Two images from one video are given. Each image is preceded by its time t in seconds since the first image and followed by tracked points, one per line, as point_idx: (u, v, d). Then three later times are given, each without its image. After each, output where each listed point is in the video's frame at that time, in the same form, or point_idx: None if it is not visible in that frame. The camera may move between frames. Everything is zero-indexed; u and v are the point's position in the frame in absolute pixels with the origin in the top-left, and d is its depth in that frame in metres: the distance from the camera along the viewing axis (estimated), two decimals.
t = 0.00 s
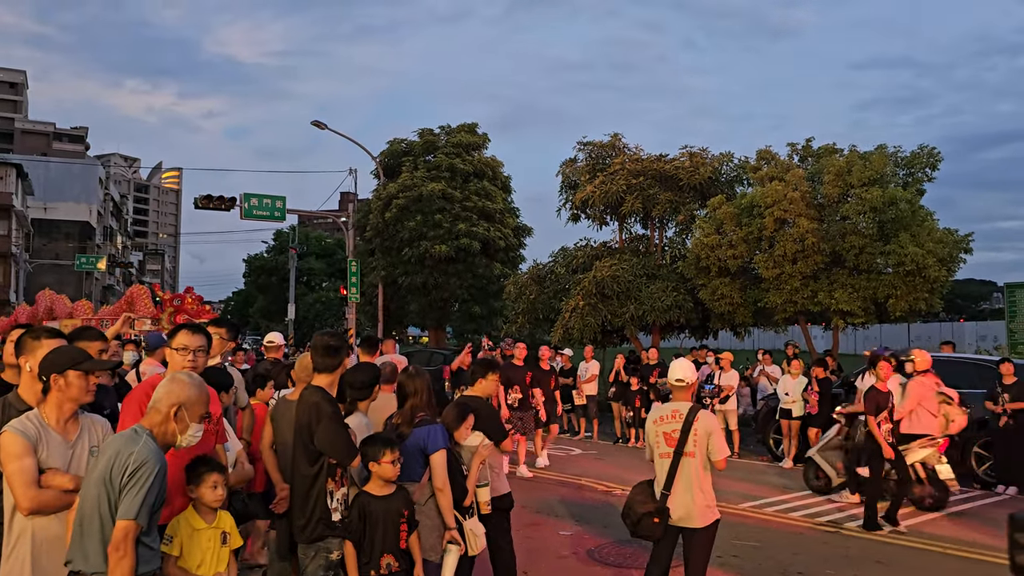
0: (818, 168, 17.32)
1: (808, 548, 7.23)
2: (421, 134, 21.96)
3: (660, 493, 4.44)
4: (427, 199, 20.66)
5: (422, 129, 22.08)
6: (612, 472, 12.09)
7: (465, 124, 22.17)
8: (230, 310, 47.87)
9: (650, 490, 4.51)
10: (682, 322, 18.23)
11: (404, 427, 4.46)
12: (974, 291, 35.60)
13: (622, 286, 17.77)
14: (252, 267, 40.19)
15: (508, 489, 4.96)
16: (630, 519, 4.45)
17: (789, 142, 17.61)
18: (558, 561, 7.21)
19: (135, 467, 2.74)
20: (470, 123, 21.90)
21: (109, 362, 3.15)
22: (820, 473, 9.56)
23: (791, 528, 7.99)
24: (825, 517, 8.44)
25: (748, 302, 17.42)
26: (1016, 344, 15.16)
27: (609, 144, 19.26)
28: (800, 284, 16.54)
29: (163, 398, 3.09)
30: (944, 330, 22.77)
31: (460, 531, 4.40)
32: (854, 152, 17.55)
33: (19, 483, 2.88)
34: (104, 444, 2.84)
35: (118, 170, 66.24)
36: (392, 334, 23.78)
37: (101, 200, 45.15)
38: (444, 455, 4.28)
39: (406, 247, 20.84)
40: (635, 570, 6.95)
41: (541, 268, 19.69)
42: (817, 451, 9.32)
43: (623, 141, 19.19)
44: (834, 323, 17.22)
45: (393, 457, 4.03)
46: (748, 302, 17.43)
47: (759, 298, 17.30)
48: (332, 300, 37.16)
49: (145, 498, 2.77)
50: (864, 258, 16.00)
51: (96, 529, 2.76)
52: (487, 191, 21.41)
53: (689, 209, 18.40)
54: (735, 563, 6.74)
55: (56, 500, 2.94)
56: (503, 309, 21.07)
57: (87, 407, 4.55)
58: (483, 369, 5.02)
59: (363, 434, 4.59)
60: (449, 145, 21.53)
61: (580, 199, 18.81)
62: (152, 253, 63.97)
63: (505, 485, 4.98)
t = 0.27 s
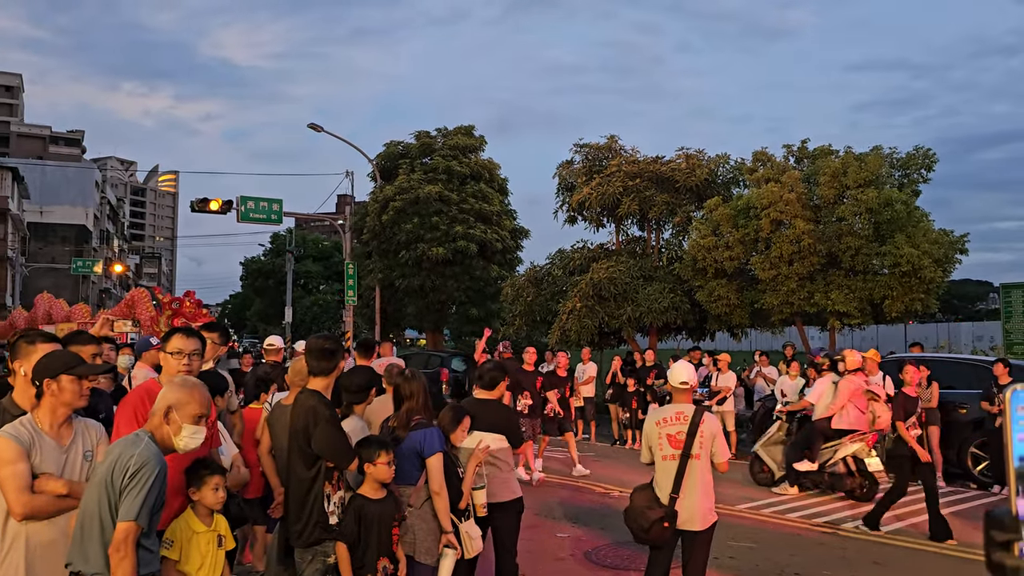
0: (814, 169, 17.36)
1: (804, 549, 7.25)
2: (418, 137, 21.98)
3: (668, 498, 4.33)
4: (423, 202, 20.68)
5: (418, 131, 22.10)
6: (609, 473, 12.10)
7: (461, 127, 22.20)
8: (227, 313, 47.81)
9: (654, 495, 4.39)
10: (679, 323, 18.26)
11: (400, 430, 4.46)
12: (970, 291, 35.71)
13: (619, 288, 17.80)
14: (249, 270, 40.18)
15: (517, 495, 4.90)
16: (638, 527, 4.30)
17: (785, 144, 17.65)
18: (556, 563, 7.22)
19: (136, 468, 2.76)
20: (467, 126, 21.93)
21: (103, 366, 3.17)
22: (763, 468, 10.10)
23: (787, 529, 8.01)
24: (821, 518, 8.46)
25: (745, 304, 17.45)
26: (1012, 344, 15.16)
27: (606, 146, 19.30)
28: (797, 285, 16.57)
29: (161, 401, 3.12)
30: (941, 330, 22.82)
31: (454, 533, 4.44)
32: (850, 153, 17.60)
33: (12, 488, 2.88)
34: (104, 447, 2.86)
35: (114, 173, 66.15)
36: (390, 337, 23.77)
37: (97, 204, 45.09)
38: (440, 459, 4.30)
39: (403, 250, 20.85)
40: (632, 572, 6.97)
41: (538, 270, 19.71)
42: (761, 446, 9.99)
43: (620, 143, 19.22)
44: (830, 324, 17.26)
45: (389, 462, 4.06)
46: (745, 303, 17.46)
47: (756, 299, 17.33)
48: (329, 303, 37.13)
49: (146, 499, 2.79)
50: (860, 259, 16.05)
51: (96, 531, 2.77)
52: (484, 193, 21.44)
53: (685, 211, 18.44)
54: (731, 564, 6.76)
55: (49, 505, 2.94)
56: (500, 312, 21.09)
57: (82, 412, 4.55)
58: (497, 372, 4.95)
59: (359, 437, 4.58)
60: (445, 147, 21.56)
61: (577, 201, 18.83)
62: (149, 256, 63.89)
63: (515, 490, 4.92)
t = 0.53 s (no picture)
0: (807, 170, 17.41)
1: (798, 548, 7.26)
2: (411, 138, 21.96)
3: (671, 499, 4.29)
4: (417, 203, 20.67)
5: (411, 132, 22.09)
6: (604, 474, 12.10)
7: (455, 128, 22.19)
8: (221, 314, 47.69)
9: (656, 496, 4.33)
10: (673, 324, 18.29)
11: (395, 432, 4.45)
12: (962, 291, 35.89)
13: (613, 288, 17.81)
14: (242, 272, 40.08)
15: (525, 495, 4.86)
16: (644, 530, 4.26)
17: (777, 144, 17.70)
18: (551, 564, 7.21)
19: (139, 473, 2.74)
20: (460, 127, 21.92)
21: (95, 368, 3.16)
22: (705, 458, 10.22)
23: (782, 529, 8.01)
24: (815, 518, 8.48)
25: (738, 304, 17.49)
26: (1004, 344, 15.20)
27: (599, 147, 19.31)
28: (789, 285, 16.61)
29: (166, 403, 3.12)
30: (933, 330, 22.90)
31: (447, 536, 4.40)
32: (843, 154, 17.65)
33: (5, 491, 2.87)
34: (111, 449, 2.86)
35: (106, 175, 65.94)
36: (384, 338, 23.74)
37: (89, 205, 44.93)
38: (433, 461, 4.28)
39: (396, 251, 20.83)
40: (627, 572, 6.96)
41: (532, 271, 19.71)
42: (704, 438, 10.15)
43: (613, 144, 19.24)
44: (823, 324, 17.31)
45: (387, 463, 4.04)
46: (738, 304, 17.49)
47: (749, 300, 17.37)
48: (322, 304, 37.07)
49: (150, 503, 2.77)
50: (853, 260, 16.12)
51: (103, 533, 2.77)
52: (478, 194, 21.44)
53: (679, 212, 18.47)
54: (725, 564, 6.76)
55: (41, 508, 2.93)
56: (494, 312, 21.09)
57: (74, 415, 4.53)
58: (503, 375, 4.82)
59: (352, 439, 4.54)
60: (439, 148, 21.54)
61: (570, 202, 18.84)
62: (141, 259, 63.62)
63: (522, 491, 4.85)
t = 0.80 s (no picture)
0: (796, 170, 17.47)
1: (790, 548, 7.27)
2: (401, 138, 21.92)
3: (669, 500, 4.24)
4: (407, 203, 20.63)
5: (402, 132, 22.04)
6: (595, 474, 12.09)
7: (445, 128, 22.16)
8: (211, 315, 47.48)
9: (654, 498, 4.26)
10: (663, 324, 18.32)
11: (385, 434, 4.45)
12: (950, 291, 36.12)
13: (603, 289, 17.82)
14: (231, 273, 39.92)
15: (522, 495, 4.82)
16: (644, 533, 4.16)
17: (767, 145, 17.75)
18: (542, 565, 7.19)
19: (140, 480, 2.71)
20: (450, 127, 21.90)
21: (83, 370, 3.13)
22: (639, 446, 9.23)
23: (773, 529, 8.02)
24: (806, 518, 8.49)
25: (728, 304, 17.53)
26: (992, 342, 15.29)
27: (589, 147, 19.33)
28: (779, 285, 16.66)
29: (165, 405, 3.04)
30: (922, 329, 23.03)
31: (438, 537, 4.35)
32: (831, 154, 17.73)
33: None
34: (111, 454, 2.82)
35: (93, 175, 65.58)
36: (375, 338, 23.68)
37: (77, 206, 44.66)
38: (422, 462, 4.23)
39: (387, 251, 20.78)
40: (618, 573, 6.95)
41: (523, 271, 19.71)
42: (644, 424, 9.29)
43: (603, 145, 19.26)
44: (813, 324, 17.37)
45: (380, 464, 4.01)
46: (728, 304, 17.53)
47: (739, 300, 17.41)
48: (313, 305, 36.95)
49: (152, 510, 2.75)
50: (842, 259, 16.17)
51: (106, 541, 2.75)
52: (468, 194, 21.42)
53: (669, 212, 18.50)
54: (716, 564, 6.76)
55: (30, 512, 2.89)
56: (484, 313, 21.07)
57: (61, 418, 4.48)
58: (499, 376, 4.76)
59: (343, 439, 4.48)
60: (429, 148, 21.50)
61: (561, 202, 18.83)
62: (130, 259, 63.23)
63: (519, 492, 4.78)
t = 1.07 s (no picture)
0: (787, 170, 17.55)
1: (781, 548, 7.30)
2: (393, 138, 21.90)
3: (664, 501, 4.22)
4: (399, 204, 20.60)
5: (393, 132, 22.02)
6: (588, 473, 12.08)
7: (436, 128, 22.16)
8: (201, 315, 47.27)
9: (649, 498, 4.24)
10: (655, 323, 18.37)
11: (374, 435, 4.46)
12: (938, 290, 36.49)
13: (595, 288, 17.83)
14: (222, 273, 39.78)
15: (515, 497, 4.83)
16: (640, 534, 4.17)
17: (758, 145, 17.80)
18: (535, 564, 7.21)
19: (154, 481, 2.77)
20: (442, 127, 21.88)
21: (73, 372, 3.13)
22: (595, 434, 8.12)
23: (764, 528, 8.04)
24: (798, 516, 8.53)
25: (720, 304, 17.58)
26: (981, 342, 15.40)
27: (581, 147, 19.34)
28: (770, 285, 16.71)
29: (173, 408, 3.09)
30: (911, 329, 23.17)
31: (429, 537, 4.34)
32: (822, 154, 17.81)
33: None
34: (121, 458, 2.86)
35: (82, 176, 65.14)
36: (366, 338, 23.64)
37: (66, 205, 44.39)
38: (415, 462, 4.23)
39: (378, 251, 20.76)
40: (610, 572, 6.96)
41: (515, 271, 19.72)
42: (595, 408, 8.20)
43: (595, 145, 19.27)
44: (803, 323, 17.45)
45: (371, 464, 4.02)
46: (719, 303, 17.58)
47: (730, 299, 17.47)
48: (305, 305, 36.85)
49: (164, 511, 2.80)
50: (833, 259, 16.23)
51: (114, 543, 2.79)
52: (460, 194, 21.42)
53: (660, 212, 18.55)
54: (707, 563, 6.79)
55: (19, 514, 2.89)
56: (476, 313, 21.08)
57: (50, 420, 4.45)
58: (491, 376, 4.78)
59: (334, 441, 4.44)
60: (421, 148, 21.49)
61: (552, 202, 18.83)
62: (120, 259, 62.83)
63: (513, 494, 4.81)
